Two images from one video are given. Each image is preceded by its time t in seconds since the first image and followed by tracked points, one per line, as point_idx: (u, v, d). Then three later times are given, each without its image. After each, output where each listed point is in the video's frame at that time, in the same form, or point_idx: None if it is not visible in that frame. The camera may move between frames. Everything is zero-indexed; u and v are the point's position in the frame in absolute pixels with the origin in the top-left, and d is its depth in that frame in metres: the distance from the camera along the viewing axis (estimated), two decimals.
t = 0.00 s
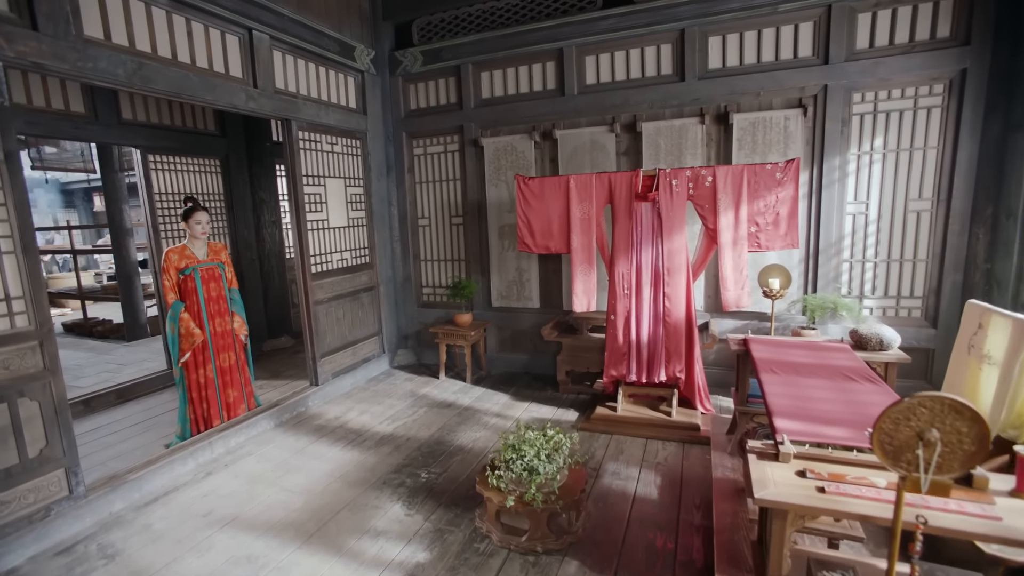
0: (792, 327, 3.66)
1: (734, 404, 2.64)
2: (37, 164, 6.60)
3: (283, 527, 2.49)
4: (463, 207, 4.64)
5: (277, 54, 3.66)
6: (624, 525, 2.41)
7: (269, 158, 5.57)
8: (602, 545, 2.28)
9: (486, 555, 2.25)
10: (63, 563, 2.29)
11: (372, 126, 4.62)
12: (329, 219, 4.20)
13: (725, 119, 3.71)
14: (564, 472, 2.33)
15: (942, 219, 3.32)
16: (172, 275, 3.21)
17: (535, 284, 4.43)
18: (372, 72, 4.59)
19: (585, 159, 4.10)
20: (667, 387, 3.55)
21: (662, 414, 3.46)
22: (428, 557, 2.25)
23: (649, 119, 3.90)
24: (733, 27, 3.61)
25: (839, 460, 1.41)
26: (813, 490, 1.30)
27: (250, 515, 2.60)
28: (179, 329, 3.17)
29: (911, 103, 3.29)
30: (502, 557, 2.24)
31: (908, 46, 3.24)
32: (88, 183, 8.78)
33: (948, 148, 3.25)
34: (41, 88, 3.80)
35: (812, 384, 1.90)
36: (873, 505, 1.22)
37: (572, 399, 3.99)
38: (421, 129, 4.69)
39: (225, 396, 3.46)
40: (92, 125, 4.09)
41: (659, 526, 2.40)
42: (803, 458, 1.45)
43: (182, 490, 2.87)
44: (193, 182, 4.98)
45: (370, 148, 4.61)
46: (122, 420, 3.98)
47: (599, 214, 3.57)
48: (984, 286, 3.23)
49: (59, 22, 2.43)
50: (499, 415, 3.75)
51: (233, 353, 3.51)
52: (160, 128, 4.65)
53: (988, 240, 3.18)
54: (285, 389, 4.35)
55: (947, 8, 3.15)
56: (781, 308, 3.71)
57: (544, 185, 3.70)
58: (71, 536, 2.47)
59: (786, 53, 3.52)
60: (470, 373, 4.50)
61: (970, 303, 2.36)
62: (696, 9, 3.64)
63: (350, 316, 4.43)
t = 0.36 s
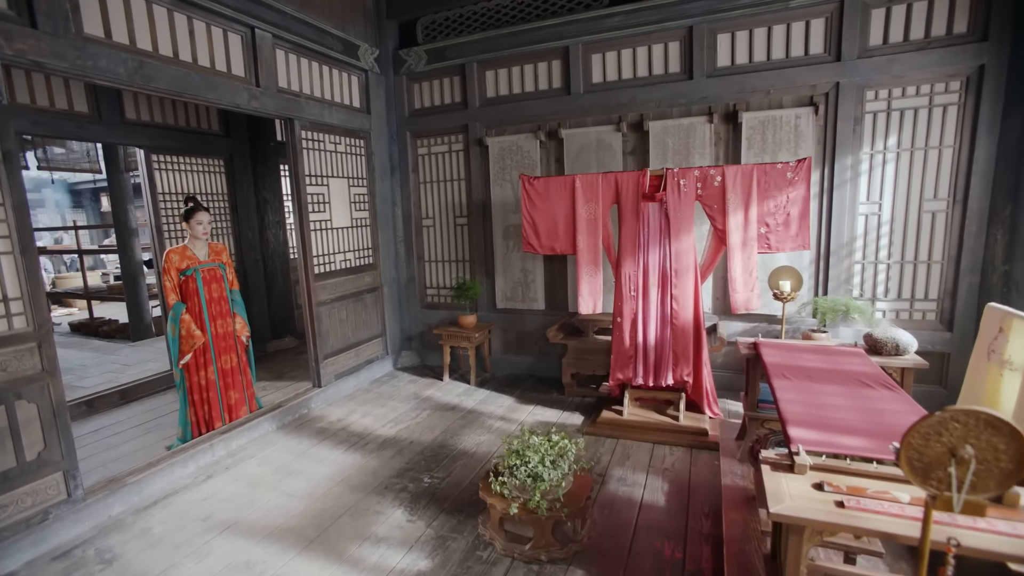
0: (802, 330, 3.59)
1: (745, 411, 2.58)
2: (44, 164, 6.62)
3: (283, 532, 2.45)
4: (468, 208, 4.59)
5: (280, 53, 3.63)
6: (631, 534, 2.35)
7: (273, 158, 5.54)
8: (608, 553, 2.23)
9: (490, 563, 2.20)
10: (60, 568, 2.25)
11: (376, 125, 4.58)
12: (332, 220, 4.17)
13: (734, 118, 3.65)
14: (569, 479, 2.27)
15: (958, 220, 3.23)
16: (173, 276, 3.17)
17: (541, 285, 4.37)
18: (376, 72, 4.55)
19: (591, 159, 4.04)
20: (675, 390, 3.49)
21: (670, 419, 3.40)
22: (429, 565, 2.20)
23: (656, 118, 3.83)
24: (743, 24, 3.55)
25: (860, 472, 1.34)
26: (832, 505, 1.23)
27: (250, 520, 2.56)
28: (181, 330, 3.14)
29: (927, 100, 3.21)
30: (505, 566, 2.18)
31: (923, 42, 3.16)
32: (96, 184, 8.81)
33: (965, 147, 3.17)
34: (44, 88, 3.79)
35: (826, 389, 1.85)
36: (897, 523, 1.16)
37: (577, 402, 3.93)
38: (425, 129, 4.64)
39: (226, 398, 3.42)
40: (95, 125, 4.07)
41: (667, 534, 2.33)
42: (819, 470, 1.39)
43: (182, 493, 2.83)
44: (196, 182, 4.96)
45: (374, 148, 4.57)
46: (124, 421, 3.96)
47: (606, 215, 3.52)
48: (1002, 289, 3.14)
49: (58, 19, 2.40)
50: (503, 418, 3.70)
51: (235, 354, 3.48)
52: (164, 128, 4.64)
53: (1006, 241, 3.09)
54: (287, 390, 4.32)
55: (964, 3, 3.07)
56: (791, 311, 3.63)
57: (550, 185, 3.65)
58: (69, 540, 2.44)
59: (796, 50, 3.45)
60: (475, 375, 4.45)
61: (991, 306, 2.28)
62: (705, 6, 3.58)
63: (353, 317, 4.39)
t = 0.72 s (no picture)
0: (813, 333, 3.51)
1: (755, 416, 2.49)
2: (50, 164, 6.63)
3: (284, 538, 2.41)
4: (473, 208, 4.54)
5: (284, 51, 3.60)
6: (639, 543, 2.29)
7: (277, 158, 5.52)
8: (615, 563, 2.17)
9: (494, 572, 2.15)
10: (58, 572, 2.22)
11: (380, 125, 4.54)
12: (336, 220, 4.13)
13: (743, 116, 3.58)
14: (575, 486, 2.22)
15: (975, 221, 3.15)
16: (175, 277, 3.15)
17: (546, 286, 4.32)
18: (381, 71, 4.51)
19: (598, 158, 3.99)
20: (683, 394, 3.43)
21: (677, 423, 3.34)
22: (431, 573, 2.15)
23: (664, 117, 3.77)
24: (753, 21, 3.48)
25: (881, 486, 1.28)
26: (854, 522, 1.17)
27: (250, 525, 2.52)
28: (182, 331, 3.11)
29: (943, 98, 3.12)
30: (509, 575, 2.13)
31: (940, 38, 3.08)
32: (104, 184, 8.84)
33: (983, 145, 3.08)
34: (49, 88, 3.77)
35: (842, 395, 1.79)
36: (923, 542, 1.09)
37: (583, 406, 3.87)
38: (430, 128, 4.60)
39: (228, 400, 3.39)
40: (100, 124, 4.06)
41: (675, 544, 2.27)
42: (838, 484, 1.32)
43: (182, 496, 2.80)
44: (201, 182, 4.95)
45: (378, 148, 4.53)
46: (127, 423, 3.94)
47: (613, 215, 3.46)
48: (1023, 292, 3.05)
49: (59, 17, 2.37)
50: (508, 421, 3.64)
51: (237, 355, 3.45)
52: (168, 128, 4.62)
53: None
54: (291, 392, 4.28)
55: None
56: (802, 313, 3.56)
57: (557, 185, 3.59)
58: (68, 544, 2.41)
59: (808, 47, 3.37)
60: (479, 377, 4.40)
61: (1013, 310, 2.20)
62: (714, 3, 3.51)
63: (357, 318, 4.35)
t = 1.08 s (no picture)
0: (827, 337, 3.41)
1: (768, 423, 2.40)
2: (58, 164, 6.64)
3: (284, 545, 2.36)
4: (479, 208, 4.48)
5: (288, 50, 3.56)
6: (648, 554, 2.21)
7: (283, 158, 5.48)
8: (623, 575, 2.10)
9: None
10: None
11: (386, 124, 4.50)
12: (341, 220, 4.09)
13: (756, 115, 3.49)
14: (582, 495, 2.15)
15: (997, 222, 3.04)
16: (177, 277, 3.11)
17: (553, 288, 4.25)
18: (386, 70, 4.47)
19: (606, 158, 3.91)
20: (693, 399, 3.36)
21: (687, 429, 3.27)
22: None
23: (674, 116, 3.69)
24: (766, 17, 3.39)
25: (911, 505, 1.20)
26: (884, 545, 1.10)
27: (251, 531, 2.47)
28: (184, 332, 3.07)
29: (964, 95, 3.03)
30: None
31: (961, 32, 2.98)
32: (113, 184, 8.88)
33: (1006, 144, 2.98)
34: (55, 88, 3.76)
35: (863, 404, 1.71)
36: (960, 569, 1.02)
37: (590, 410, 3.80)
38: (436, 127, 4.55)
39: (231, 403, 3.35)
40: (106, 124, 4.05)
41: (686, 555, 2.20)
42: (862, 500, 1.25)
43: (183, 500, 2.76)
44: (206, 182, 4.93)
45: (383, 148, 4.49)
46: (130, 424, 3.92)
47: (621, 215, 3.40)
48: None
49: (59, 15, 2.34)
50: (513, 425, 3.58)
51: (239, 357, 3.41)
52: (174, 128, 4.61)
53: None
54: (294, 393, 4.24)
55: None
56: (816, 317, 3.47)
57: (565, 185, 3.54)
58: (66, 549, 2.37)
59: (823, 43, 3.28)
60: (485, 380, 4.35)
61: None
62: None
63: (361, 319, 4.31)
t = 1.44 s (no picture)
0: (841, 341, 3.33)
1: (781, 431, 2.32)
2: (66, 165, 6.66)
3: (285, 551, 2.31)
4: (485, 209, 4.43)
5: (293, 49, 3.53)
6: (657, 564, 2.15)
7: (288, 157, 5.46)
8: None
9: None
10: None
11: (392, 124, 4.46)
12: (345, 221, 4.05)
13: (767, 114, 3.42)
14: (589, 503, 2.09)
15: (1018, 223, 2.96)
16: (180, 278, 3.09)
17: (560, 289, 4.19)
18: (392, 69, 4.43)
19: (614, 157, 3.85)
20: (703, 404, 3.31)
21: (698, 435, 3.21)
22: None
23: (683, 114, 3.63)
24: (778, 13, 3.32)
25: (942, 523, 1.14)
26: (914, 568, 1.04)
27: (251, 536, 2.43)
28: (187, 334, 3.04)
29: (984, 92, 2.94)
30: None
31: (981, 28, 2.90)
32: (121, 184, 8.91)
33: None
34: (60, 88, 3.75)
35: (884, 413, 1.65)
36: None
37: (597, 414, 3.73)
38: (441, 127, 4.50)
39: (234, 405, 3.32)
40: (111, 124, 4.04)
41: (696, 566, 2.13)
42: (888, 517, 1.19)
43: (184, 504, 2.73)
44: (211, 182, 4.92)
45: (389, 148, 4.45)
46: (133, 425, 3.89)
47: (630, 216, 3.36)
48: None
49: (61, 12, 2.31)
50: (519, 429, 3.53)
51: (243, 359, 3.38)
52: (179, 127, 4.60)
53: None
54: (298, 395, 4.21)
55: None
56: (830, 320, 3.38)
57: (573, 186, 3.49)
58: (65, 553, 2.34)
59: (837, 40, 3.20)
60: (490, 383, 4.29)
61: None
62: None
63: (366, 321, 4.27)
